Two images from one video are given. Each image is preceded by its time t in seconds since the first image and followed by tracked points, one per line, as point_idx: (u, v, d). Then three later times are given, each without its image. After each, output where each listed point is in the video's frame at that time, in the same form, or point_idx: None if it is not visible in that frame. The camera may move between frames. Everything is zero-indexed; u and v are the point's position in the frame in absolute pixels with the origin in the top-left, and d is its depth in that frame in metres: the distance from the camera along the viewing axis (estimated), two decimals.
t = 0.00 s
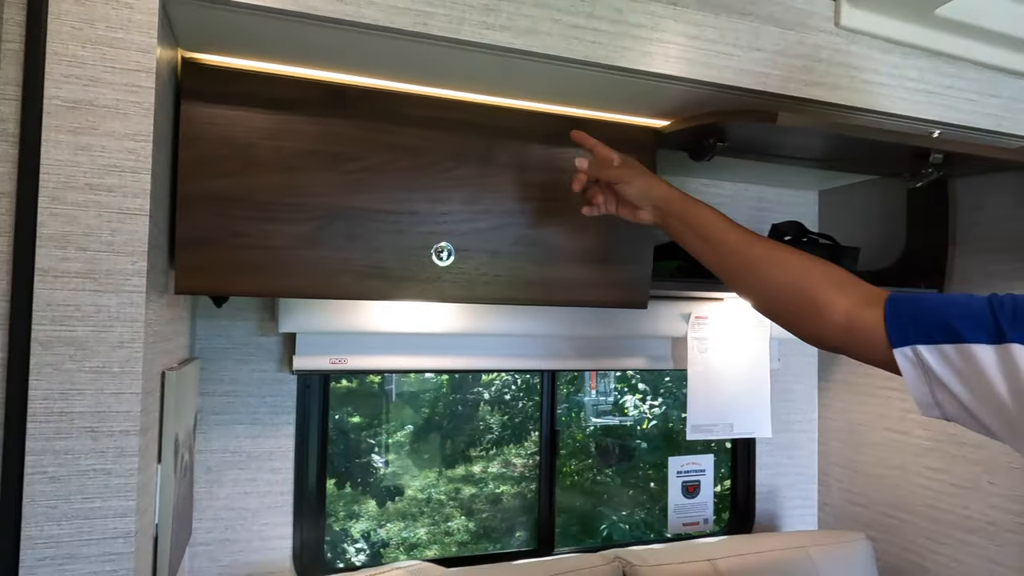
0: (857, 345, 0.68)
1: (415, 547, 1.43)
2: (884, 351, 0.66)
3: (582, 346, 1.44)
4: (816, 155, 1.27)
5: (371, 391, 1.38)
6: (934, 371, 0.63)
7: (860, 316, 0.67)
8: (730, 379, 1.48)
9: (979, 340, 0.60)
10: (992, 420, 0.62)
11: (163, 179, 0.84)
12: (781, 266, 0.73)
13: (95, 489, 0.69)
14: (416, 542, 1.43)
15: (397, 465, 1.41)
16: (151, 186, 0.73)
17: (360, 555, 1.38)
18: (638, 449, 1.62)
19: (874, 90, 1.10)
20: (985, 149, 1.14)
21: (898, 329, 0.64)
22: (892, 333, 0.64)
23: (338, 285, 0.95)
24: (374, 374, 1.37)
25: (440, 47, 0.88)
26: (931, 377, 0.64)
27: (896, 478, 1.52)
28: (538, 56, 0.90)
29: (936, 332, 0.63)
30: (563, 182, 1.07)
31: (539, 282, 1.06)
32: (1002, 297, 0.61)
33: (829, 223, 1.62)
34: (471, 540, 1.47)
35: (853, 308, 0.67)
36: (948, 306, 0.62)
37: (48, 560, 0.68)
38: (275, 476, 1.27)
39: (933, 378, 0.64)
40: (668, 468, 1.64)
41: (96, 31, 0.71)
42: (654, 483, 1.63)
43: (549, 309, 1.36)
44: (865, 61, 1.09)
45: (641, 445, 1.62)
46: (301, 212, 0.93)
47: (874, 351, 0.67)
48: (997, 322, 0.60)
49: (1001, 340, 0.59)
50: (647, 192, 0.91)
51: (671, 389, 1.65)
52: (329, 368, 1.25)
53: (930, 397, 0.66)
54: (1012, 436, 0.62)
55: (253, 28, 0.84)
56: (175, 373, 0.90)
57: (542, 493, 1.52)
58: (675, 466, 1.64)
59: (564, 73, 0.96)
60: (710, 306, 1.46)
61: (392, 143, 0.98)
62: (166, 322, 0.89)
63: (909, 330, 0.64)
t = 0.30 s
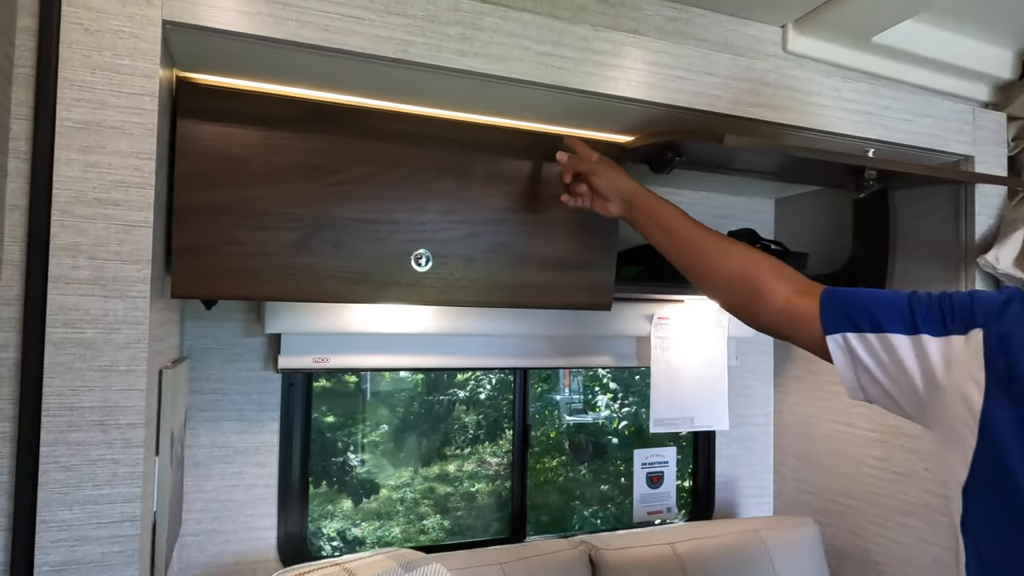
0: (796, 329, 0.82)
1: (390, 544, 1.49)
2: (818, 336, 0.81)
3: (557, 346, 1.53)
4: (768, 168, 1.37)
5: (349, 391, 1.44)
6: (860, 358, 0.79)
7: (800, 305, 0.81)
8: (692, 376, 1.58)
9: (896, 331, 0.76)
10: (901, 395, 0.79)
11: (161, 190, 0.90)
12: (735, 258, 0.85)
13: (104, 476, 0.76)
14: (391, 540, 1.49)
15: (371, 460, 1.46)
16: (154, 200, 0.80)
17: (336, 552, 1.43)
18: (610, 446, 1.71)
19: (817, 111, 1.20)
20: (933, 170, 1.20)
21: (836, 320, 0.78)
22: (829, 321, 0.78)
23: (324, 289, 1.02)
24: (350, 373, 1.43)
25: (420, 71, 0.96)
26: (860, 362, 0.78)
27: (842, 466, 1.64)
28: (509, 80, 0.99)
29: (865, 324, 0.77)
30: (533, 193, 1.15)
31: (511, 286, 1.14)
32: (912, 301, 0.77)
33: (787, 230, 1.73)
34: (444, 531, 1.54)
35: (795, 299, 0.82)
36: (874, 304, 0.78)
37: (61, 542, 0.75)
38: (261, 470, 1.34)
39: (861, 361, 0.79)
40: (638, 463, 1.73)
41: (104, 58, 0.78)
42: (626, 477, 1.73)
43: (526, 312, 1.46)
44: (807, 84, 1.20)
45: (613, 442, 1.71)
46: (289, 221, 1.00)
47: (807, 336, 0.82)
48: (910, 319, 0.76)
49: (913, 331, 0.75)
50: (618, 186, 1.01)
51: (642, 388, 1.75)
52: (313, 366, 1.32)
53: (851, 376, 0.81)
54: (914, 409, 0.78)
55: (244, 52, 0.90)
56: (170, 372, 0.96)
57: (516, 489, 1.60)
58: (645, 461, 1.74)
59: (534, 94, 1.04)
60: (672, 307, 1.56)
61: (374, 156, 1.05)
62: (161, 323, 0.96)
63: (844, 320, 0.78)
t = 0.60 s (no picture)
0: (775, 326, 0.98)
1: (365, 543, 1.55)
2: (791, 331, 0.96)
3: (536, 344, 1.64)
4: (731, 177, 1.47)
5: (325, 391, 1.51)
6: (827, 351, 0.92)
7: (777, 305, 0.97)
8: (661, 370, 1.68)
9: (857, 328, 0.89)
10: (861, 383, 0.91)
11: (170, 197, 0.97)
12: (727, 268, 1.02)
13: (124, 460, 0.83)
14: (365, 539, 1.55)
15: (354, 454, 1.53)
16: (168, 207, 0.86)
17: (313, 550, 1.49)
18: (583, 443, 1.81)
19: (775, 125, 1.31)
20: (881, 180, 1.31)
21: (806, 318, 0.92)
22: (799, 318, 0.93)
23: (320, 289, 1.09)
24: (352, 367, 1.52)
25: (412, 88, 1.04)
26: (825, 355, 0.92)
27: (800, 455, 1.75)
28: (492, 95, 1.07)
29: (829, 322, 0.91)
30: (514, 199, 1.23)
31: (494, 286, 1.23)
32: (873, 303, 0.90)
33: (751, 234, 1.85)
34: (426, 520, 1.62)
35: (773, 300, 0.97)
36: (840, 305, 0.91)
37: (84, 520, 0.81)
38: (254, 461, 1.40)
39: (826, 354, 0.92)
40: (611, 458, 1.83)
41: (123, 75, 0.84)
42: (599, 474, 1.83)
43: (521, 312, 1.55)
44: (766, 101, 1.30)
45: (586, 438, 1.81)
46: (287, 225, 1.06)
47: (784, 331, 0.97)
48: (870, 317, 0.89)
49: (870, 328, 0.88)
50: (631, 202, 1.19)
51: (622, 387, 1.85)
52: (305, 361, 1.39)
53: (820, 366, 0.94)
54: (872, 396, 0.90)
55: (250, 69, 0.97)
56: (175, 368, 1.03)
57: (493, 485, 1.69)
58: (618, 456, 1.84)
59: (516, 109, 1.13)
60: (643, 306, 1.66)
61: (364, 165, 1.11)
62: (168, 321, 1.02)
63: (814, 319, 0.92)
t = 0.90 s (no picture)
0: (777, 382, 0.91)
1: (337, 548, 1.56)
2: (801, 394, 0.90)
3: (516, 347, 1.69)
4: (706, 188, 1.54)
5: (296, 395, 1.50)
6: (825, 391, 0.88)
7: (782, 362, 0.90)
8: (638, 373, 1.74)
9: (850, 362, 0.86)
10: (862, 418, 0.88)
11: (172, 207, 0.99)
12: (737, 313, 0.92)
13: (128, 463, 0.85)
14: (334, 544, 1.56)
15: (332, 454, 1.54)
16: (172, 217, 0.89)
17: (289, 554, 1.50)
18: (559, 443, 1.86)
19: (748, 140, 1.38)
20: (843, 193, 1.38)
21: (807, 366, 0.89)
22: (798, 369, 0.88)
23: (315, 296, 1.12)
24: (361, 374, 1.57)
25: (404, 103, 1.08)
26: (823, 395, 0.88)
27: (770, 453, 1.83)
28: (484, 111, 1.12)
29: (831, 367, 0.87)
30: (501, 210, 1.28)
31: (483, 292, 1.27)
32: (865, 336, 0.87)
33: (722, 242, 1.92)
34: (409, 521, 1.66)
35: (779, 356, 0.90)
36: (838, 349, 0.87)
37: (90, 522, 0.83)
38: (241, 464, 1.42)
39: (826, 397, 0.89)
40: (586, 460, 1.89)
41: (128, 90, 0.87)
42: (575, 476, 1.88)
43: (505, 318, 1.63)
44: (740, 117, 1.37)
45: (562, 438, 1.86)
46: (284, 233, 1.10)
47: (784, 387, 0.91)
48: (859, 351, 0.86)
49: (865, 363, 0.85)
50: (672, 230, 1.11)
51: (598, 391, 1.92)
52: (294, 366, 1.42)
53: (821, 412, 0.90)
54: (873, 422, 0.87)
55: (248, 84, 1.00)
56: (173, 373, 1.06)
57: (476, 486, 1.73)
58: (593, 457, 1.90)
59: (504, 124, 1.18)
60: (622, 311, 1.72)
61: (357, 177, 1.15)
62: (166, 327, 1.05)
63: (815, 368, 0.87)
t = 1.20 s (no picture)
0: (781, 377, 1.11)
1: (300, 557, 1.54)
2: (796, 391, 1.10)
3: (490, 353, 1.71)
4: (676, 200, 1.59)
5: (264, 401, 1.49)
6: (823, 394, 1.05)
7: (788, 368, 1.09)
8: (608, 379, 1.77)
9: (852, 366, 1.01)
10: (853, 421, 1.04)
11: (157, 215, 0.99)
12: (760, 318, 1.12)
13: (112, 475, 0.85)
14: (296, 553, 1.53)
15: (302, 459, 1.53)
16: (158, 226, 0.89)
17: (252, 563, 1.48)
18: (526, 447, 1.87)
19: (718, 154, 1.43)
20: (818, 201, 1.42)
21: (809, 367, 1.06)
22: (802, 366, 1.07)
23: (297, 304, 1.13)
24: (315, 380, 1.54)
25: (389, 115, 1.09)
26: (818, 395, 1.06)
27: (736, 456, 1.89)
28: (468, 124, 1.14)
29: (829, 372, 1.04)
30: (481, 219, 1.30)
31: (463, 300, 1.29)
32: (859, 344, 1.03)
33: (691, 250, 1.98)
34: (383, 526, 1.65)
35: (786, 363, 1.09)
36: (839, 355, 1.03)
37: (73, 535, 0.82)
38: (215, 473, 1.41)
39: (822, 399, 1.05)
40: (551, 464, 1.91)
41: (115, 99, 0.86)
42: (540, 480, 1.90)
43: (482, 325, 1.66)
44: (711, 132, 1.43)
45: (529, 442, 1.88)
46: (267, 242, 1.10)
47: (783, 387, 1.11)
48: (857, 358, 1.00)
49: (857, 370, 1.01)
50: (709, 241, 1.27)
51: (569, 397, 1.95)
52: (271, 373, 1.41)
53: (819, 414, 1.07)
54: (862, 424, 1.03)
55: (234, 93, 1.00)
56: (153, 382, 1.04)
57: (452, 492, 1.74)
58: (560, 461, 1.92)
59: (486, 135, 1.21)
60: (595, 318, 1.76)
61: (340, 186, 1.16)
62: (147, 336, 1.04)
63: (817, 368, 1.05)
